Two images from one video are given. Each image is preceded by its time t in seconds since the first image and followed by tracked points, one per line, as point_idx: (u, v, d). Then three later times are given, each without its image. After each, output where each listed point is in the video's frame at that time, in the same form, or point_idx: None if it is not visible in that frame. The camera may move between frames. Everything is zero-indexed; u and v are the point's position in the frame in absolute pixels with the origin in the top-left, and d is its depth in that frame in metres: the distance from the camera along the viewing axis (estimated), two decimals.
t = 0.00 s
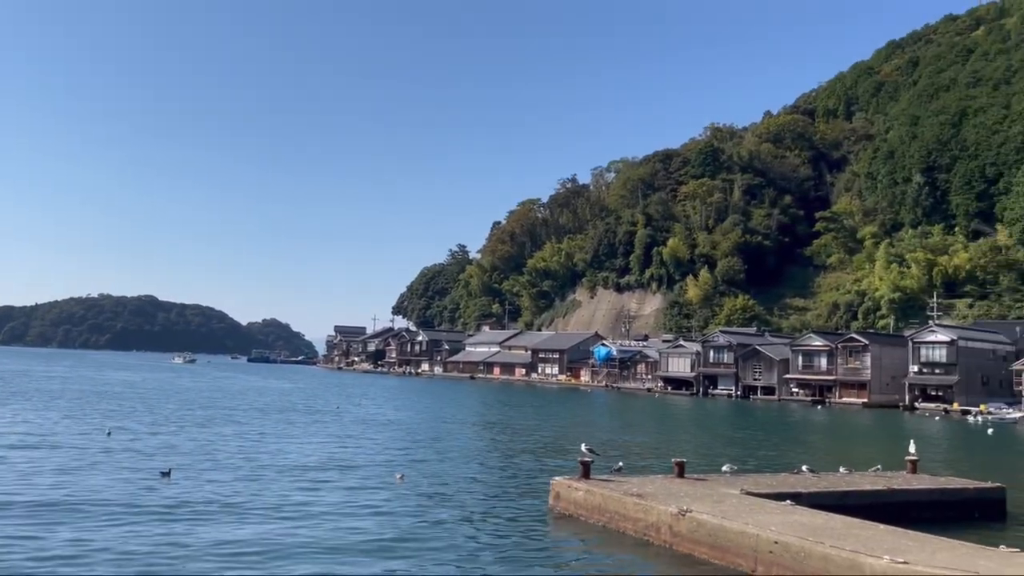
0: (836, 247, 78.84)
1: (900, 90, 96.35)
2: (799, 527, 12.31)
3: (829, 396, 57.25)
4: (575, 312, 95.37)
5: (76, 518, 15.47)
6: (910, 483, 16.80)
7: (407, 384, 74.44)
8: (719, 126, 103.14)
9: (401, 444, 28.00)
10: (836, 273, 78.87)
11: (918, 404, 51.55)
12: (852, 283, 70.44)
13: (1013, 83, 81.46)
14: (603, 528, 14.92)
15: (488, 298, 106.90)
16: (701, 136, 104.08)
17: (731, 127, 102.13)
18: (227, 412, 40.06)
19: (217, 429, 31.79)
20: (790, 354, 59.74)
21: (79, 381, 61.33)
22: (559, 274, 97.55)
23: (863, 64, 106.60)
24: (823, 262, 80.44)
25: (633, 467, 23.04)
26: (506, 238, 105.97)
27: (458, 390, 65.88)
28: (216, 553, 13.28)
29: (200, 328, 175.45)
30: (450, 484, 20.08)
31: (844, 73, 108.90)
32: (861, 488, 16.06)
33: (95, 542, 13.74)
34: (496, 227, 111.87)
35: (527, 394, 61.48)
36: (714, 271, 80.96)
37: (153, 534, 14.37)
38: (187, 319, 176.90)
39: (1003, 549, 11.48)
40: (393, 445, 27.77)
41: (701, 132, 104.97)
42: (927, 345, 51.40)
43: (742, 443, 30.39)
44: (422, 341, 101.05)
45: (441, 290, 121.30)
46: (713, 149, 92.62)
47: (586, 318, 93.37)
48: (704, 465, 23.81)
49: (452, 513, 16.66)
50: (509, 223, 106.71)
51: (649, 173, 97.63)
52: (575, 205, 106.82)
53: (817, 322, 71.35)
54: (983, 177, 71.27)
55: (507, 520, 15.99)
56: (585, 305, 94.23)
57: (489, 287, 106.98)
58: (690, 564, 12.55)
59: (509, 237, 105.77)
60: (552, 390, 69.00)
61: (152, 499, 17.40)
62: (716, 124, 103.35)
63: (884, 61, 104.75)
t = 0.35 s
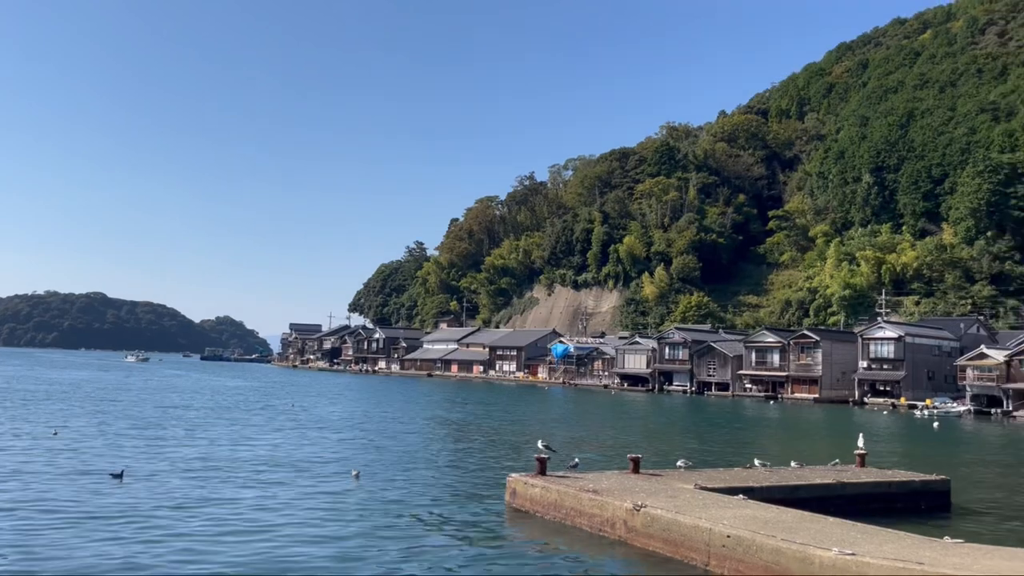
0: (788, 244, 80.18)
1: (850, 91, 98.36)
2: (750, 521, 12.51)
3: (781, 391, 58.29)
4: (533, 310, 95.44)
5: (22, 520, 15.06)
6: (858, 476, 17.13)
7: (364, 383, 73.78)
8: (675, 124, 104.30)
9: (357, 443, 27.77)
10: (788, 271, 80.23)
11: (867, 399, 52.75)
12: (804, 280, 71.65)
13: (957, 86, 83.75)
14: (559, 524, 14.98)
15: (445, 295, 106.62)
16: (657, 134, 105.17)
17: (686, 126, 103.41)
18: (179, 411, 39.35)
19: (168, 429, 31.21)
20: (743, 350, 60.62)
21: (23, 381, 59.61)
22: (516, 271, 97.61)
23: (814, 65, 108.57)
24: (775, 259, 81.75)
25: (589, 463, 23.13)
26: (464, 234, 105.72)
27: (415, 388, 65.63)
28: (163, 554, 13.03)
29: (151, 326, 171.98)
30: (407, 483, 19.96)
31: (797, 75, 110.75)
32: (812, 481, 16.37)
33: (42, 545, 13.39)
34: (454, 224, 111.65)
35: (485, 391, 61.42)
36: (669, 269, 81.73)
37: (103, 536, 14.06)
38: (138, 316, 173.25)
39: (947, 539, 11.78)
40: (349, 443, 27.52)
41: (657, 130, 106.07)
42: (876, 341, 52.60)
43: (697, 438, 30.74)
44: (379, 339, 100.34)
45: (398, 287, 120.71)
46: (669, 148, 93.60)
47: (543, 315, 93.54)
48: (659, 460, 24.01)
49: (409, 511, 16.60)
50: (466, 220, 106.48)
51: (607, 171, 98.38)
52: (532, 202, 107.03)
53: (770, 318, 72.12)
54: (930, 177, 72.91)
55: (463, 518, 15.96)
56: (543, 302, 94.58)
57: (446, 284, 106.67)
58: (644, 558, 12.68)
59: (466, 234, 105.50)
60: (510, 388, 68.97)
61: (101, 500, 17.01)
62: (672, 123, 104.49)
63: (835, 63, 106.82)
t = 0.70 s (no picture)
0: (744, 241, 81.34)
1: (804, 91, 100.11)
2: (706, 515, 12.67)
3: (736, 386, 59.11)
4: (492, 306, 95.19)
5: None
6: (811, 470, 17.45)
7: (322, 380, 72.99)
8: (633, 122, 105.26)
9: (315, 440, 27.51)
10: (744, 267, 81.50)
11: (820, 393, 53.73)
12: (759, 277, 72.68)
13: (908, 87, 85.71)
14: (517, 519, 15.02)
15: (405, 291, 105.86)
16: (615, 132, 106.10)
17: (645, 124, 104.52)
18: (131, 410, 38.56)
19: (120, 427, 30.59)
20: (700, 346, 61.31)
21: None
22: (476, 268, 97.44)
23: (770, 65, 110.24)
24: (731, 257, 82.87)
25: (547, 459, 23.21)
26: (423, 231, 105.24)
27: (373, 385, 65.23)
28: (114, 556, 12.77)
29: (102, 323, 168.10)
30: (365, 480, 19.84)
31: (753, 74, 112.38)
32: (767, 475, 16.64)
33: None
34: (413, 220, 111.06)
35: (444, 388, 61.17)
36: (628, 266, 82.31)
37: (56, 538, 13.76)
38: (88, 313, 169.24)
39: (896, 530, 12.07)
40: (306, 441, 27.23)
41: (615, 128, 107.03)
42: (829, 337, 53.62)
43: (654, 433, 31.01)
44: (337, 336, 99.39)
45: (357, 284, 119.73)
46: (627, 145, 94.44)
47: (503, 312, 93.41)
48: (616, 456, 24.18)
49: (367, 509, 16.52)
50: (426, 216, 106.00)
51: (566, 168, 98.94)
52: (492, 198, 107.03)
53: (726, 314, 72.88)
54: (881, 176, 74.41)
55: (422, 515, 15.92)
56: (502, 298, 94.32)
57: (405, 281, 105.69)
58: (601, 553, 12.77)
59: (426, 231, 105.00)
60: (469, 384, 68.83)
61: (52, 502, 16.61)
62: (630, 121, 105.46)
63: (790, 63, 108.59)
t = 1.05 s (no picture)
0: (694, 238, 82.40)
1: (753, 90, 101.88)
2: (655, 508, 12.83)
3: (686, 381, 59.90)
4: (445, 302, 94.74)
5: None
6: (758, 463, 17.77)
7: (272, 376, 71.91)
8: (585, 119, 106.06)
9: (264, 438, 27.15)
10: (694, 264, 82.53)
11: (767, 388, 54.77)
12: (708, 273, 73.69)
13: (853, 87, 87.77)
14: (469, 515, 15.03)
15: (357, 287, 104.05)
16: (568, 129, 106.82)
17: (597, 121, 105.45)
18: (72, 408, 37.57)
19: (61, 427, 29.77)
20: (651, 341, 61.96)
21: None
22: (428, 263, 97.00)
23: (720, 64, 111.88)
24: (681, 253, 83.82)
25: (498, 455, 23.24)
26: (375, 226, 104.28)
27: (323, 382, 64.61)
28: (53, 559, 12.46)
29: (41, 319, 163.14)
30: (316, 478, 19.65)
31: (703, 73, 113.87)
32: (715, 469, 16.91)
33: None
34: (365, 215, 109.99)
35: (396, 385, 60.78)
36: (580, 262, 82.79)
37: None
38: (27, 309, 164.08)
39: (838, 522, 12.36)
40: (255, 439, 26.85)
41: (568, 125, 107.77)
42: (776, 332, 54.68)
43: (605, 428, 31.26)
44: (287, 332, 98.04)
45: (307, 279, 118.26)
46: (579, 142, 95.18)
47: (456, 308, 93.01)
48: (568, 451, 24.32)
49: (318, 507, 16.36)
50: (378, 211, 105.16)
51: (519, 164, 99.23)
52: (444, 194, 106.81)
53: (676, 310, 73.55)
54: (826, 175, 75.94)
55: (373, 512, 15.84)
56: (455, 294, 93.85)
57: (356, 276, 104.05)
58: (552, 547, 12.85)
59: (377, 226, 104.08)
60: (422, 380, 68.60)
61: None
62: (583, 118, 106.22)
63: (739, 63, 110.33)
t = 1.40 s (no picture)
0: (648, 236, 83.16)
1: (707, 89, 103.18)
2: (609, 503, 12.91)
3: (640, 377, 60.44)
4: (400, 298, 94.12)
5: None
6: (711, 458, 18.01)
7: (223, 374, 70.61)
8: (541, 116, 106.33)
9: (215, 436, 26.68)
10: (648, 261, 83.22)
11: (719, 383, 55.56)
12: (663, 270, 74.38)
13: (804, 87, 89.39)
14: (424, 512, 14.96)
15: (312, 284, 102.38)
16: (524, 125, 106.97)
17: (553, 118, 105.80)
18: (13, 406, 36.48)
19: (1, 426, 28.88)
20: (606, 337, 62.36)
21: None
22: (384, 259, 96.27)
23: (674, 63, 113.06)
24: (636, 250, 84.50)
25: (453, 451, 23.20)
26: (329, 221, 103.14)
27: (276, 378, 63.80)
28: None
29: None
30: (269, 476, 19.40)
31: (658, 71, 115.04)
32: (668, 463, 17.09)
33: None
34: (319, 210, 108.77)
35: (351, 381, 60.19)
36: (536, 259, 82.96)
37: None
38: None
39: (788, 514, 12.56)
40: (205, 437, 26.38)
41: (524, 121, 107.92)
42: (728, 328, 55.46)
43: (561, 424, 31.32)
44: (238, 328, 96.43)
45: (260, 275, 116.61)
46: (536, 139, 95.65)
47: (411, 304, 92.44)
48: (523, 447, 24.37)
49: (270, 505, 16.13)
50: (332, 206, 104.03)
51: (475, 161, 99.10)
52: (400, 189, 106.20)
53: (630, 306, 74.03)
54: (778, 174, 77.22)
55: (327, 510, 15.65)
56: (411, 291, 93.22)
57: (310, 271, 102.77)
58: (507, 543, 12.85)
59: (332, 221, 102.96)
60: (377, 377, 68.10)
61: None
62: (539, 114, 106.47)
63: (693, 62, 111.62)
